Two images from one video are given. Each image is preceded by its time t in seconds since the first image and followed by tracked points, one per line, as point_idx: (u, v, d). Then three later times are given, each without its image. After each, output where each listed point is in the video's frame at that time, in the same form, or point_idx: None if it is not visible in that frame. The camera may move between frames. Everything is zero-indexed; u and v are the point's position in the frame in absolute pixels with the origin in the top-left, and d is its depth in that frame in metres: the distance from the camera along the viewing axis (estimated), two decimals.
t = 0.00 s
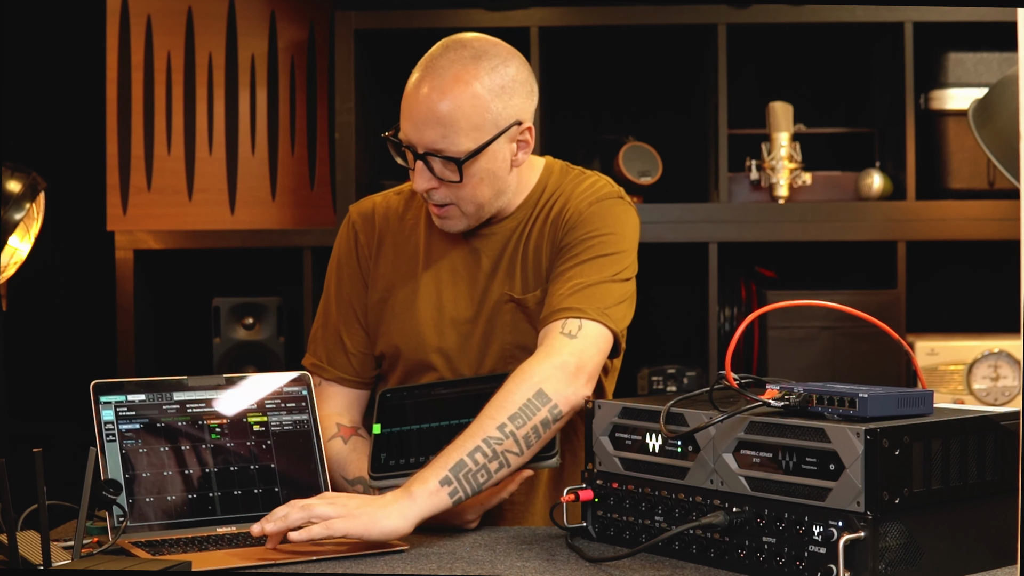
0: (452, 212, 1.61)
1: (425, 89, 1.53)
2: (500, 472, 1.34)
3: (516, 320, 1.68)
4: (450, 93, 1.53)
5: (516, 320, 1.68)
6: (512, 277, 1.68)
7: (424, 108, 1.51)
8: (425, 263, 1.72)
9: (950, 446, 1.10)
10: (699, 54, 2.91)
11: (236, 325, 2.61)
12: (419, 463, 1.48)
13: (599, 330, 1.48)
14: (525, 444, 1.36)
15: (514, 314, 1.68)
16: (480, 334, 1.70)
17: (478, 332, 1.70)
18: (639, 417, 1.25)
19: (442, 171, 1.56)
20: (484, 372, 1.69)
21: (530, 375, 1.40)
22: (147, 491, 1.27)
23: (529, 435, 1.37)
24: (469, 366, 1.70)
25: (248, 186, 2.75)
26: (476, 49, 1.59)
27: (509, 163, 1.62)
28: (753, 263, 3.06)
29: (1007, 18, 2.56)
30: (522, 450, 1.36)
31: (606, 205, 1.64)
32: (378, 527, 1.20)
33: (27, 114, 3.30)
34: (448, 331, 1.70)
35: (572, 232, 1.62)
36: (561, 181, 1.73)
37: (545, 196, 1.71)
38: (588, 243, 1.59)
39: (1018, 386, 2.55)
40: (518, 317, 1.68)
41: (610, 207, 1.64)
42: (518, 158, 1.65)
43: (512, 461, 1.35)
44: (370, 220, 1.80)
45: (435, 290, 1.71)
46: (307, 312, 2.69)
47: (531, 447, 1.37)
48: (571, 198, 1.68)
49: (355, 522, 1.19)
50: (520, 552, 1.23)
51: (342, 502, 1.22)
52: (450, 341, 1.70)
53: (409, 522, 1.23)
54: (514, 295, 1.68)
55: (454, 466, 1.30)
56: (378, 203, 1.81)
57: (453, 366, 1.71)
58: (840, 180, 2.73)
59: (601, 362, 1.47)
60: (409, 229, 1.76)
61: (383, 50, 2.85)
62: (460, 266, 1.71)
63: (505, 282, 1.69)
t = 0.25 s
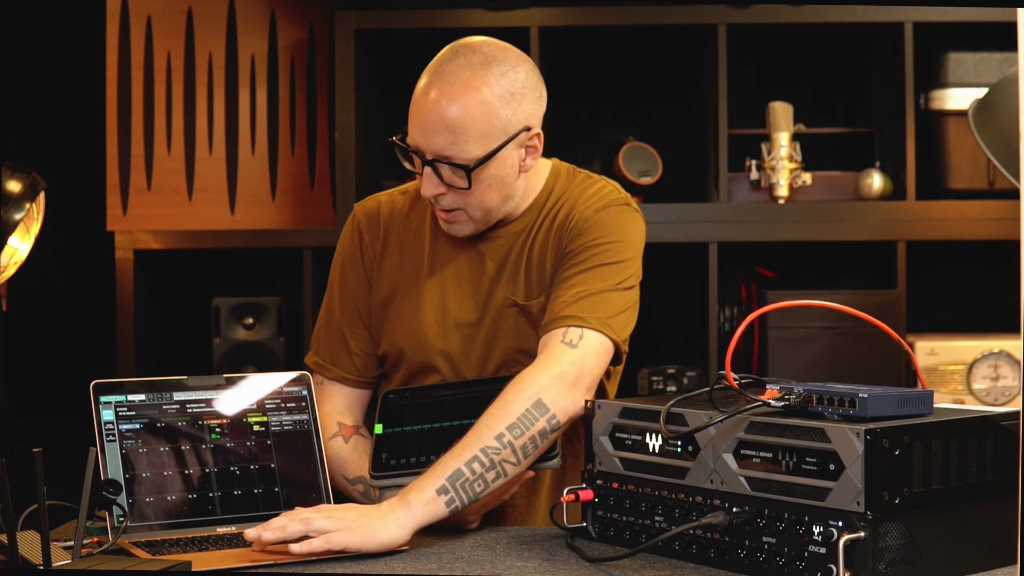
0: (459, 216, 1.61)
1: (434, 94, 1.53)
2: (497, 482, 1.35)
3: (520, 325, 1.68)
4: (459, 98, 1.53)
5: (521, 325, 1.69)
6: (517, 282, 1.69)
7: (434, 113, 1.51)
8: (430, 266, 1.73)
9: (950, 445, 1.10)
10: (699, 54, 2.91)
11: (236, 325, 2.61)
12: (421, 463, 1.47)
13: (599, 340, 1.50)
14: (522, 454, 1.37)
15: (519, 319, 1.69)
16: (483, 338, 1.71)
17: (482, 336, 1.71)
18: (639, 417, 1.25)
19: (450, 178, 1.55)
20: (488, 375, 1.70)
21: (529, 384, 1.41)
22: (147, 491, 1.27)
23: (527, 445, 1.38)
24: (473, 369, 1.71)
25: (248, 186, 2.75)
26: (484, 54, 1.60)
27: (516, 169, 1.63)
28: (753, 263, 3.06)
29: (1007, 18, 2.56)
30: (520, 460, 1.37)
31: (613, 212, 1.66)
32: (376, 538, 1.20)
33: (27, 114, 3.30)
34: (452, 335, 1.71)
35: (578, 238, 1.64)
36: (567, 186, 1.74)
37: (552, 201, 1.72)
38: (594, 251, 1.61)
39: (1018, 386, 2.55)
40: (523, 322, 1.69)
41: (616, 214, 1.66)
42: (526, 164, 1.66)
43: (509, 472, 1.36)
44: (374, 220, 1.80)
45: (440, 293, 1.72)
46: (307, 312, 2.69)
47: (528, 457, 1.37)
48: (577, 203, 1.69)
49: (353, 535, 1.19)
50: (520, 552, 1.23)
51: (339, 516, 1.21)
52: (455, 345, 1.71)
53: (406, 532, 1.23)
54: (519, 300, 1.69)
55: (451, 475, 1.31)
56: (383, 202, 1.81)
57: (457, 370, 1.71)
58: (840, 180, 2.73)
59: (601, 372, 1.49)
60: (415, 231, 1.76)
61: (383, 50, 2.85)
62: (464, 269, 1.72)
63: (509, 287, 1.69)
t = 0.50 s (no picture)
0: (460, 217, 1.61)
1: (434, 95, 1.53)
2: (497, 485, 1.35)
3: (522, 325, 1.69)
4: (459, 98, 1.53)
5: (522, 326, 1.69)
6: (518, 283, 1.69)
7: (434, 114, 1.51)
8: (431, 266, 1.73)
9: (950, 445, 1.10)
10: (699, 54, 2.91)
11: (236, 325, 2.61)
12: (422, 463, 1.47)
13: (601, 342, 1.50)
14: (522, 457, 1.37)
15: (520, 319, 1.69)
16: (484, 338, 1.71)
17: (483, 336, 1.71)
18: (639, 417, 1.25)
19: (451, 179, 1.55)
20: (488, 374, 1.70)
21: (530, 387, 1.41)
22: (147, 490, 1.27)
23: (528, 448, 1.38)
24: (473, 369, 1.71)
25: (248, 186, 2.75)
26: (485, 55, 1.60)
27: (517, 170, 1.63)
28: (753, 262, 3.06)
29: (1007, 18, 2.56)
30: (520, 463, 1.37)
31: (616, 211, 1.66)
32: (376, 537, 1.20)
33: (27, 114, 3.30)
34: (453, 335, 1.71)
35: (579, 239, 1.64)
36: (568, 186, 1.74)
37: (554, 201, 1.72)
38: (595, 252, 1.61)
39: (1018, 386, 2.55)
40: (524, 322, 1.69)
41: (619, 214, 1.66)
42: (527, 165, 1.66)
43: (509, 474, 1.36)
44: (375, 220, 1.80)
45: (440, 293, 1.72)
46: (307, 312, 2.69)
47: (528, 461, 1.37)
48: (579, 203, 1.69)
49: (354, 530, 1.19)
50: (520, 552, 1.23)
51: (342, 509, 1.22)
52: (455, 345, 1.71)
53: (406, 533, 1.22)
54: (520, 300, 1.69)
55: (451, 477, 1.31)
56: (384, 202, 1.81)
57: (458, 370, 1.71)
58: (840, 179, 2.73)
59: (602, 374, 1.49)
60: (416, 230, 1.76)
61: (383, 50, 2.85)
62: (465, 269, 1.72)
63: (510, 287, 1.69)
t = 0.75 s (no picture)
0: (457, 217, 1.61)
1: (432, 94, 1.53)
2: (495, 485, 1.35)
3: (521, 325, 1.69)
4: (457, 98, 1.53)
5: (521, 326, 1.69)
6: (517, 283, 1.69)
7: (431, 114, 1.51)
8: (430, 267, 1.73)
9: (950, 445, 1.10)
10: (699, 54, 2.91)
11: (236, 325, 2.61)
12: (421, 463, 1.48)
13: (599, 343, 1.50)
14: (519, 457, 1.37)
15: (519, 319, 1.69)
16: (483, 338, 1.71)
17: (482, 336, 1.71)
18: (639, 417, 1.25)
19: (448, 178, 1.55)
20: (487, 374, 1.70)
21: (529, 388, 1.41)
22: (147, 490, 1.27)
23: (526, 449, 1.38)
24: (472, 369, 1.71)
25: (248, 186, 2.75)
26: (484, 55, 1.60)
27: (515, 170, 1.63)
28: (753, 262, 3.06)
29: (1007, 18, 2.56)
30: (518, 463, 1.37)
31: (614, 211, 1.66)
32: (373, 541, 1.20)
33: (27, 114, 3.30)
34: (451, 335, 1.71)
35: (578, 240, 1.64)
36: (567, 186, 1.74)
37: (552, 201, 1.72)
38: (594, 252, 1.61)
39: (1018, 386, 2.55)
40: (523, 322, 1.69)
41: (617, 215, 1.66)
42: (525, 165, 1.66)
43: (507, 474, 1.36)
44: (373, 219, 1.80)
45: (439, 293, 1.72)
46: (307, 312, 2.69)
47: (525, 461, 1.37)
48: (578, 203, 1.70)
49: (352, 538, 1.19)
50: (520, 552, 1.23)
51: (337, 519, 1.21)
52: (454, 345, 1.71)
53: (403, 534, 1.22)
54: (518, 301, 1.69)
55: (448, 477, 1.31)
56: (383, 202, 1.81)
57: (456, 370, 1.71)
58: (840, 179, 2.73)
59: (600, 375, 1.49)
60: (415, 230, 1.76)
61: (384, 50, 2.84)
62: (464, 269, 1.72)
63: (509, 287, 1.69)
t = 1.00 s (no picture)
0: (457, 217, 1.61)
1: (432, 95, 1.53)
2: (497, 485, 1.35)
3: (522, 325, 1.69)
4: (457, 99, 1.53)
5: (521, 326, 1.69)
6: (517, 283, 1.69)
7: (431, 114, 1.51)
8: (430, 267, 1.73)
9: (950, 445, 1.10)
10: (699, 54, 2.92)
11: (236, 325, 2.61)
12: (420, 463, 1.48)
13: (600, 343, 1.50)
14: (521, 457, 1.37)
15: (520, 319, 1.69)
16: (483, 338, 1.71)
17: (482, 336, 1.71)
18: (639, 417, 1.25)
19: (448, 178, 1.55)
20: (488, 374, 1.70)
21: (530, 388, 1.41)
22: (147, 490, 1.27)
23: (528, 449, 1.38)
24: (472, 369, 1.71)
25: (248, 186, 2.75)
26: (484, 55, 1.60)
27: (515, 170, 1.63)
28: (753, 262, 3.06)
29: (1007, 18, 2.56)
30: (519, 463, 1.37)
31: (614, 210, 1.66)
32: (377, 539, 1.20)
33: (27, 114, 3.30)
34: (452, 336, 1.71)
35: (579, 240, 1.64)
36: (567, 187, 1.74)
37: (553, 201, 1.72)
38: (593, 252, 1.61)
39: (1017, 386, 2.55)
40: (524, 322, 1.69)
41: (617, 214, 1.66)
42: (525, 165, 1.66)
43: (509, 475, 1.36)
44: (373, 219, 1.80)
45: (440, 293, 1.72)
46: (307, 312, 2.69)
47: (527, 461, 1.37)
48: (578, 203, 1.70)
49: (355, 534, 1.19)
50: (520, 552, 1.23)
51: (341, 514, 1.22)
52: (454, 345, 1.71)
53: (405, 533, 1.23)
54: (519, 301, 1.69)
55: (450, 478, 1.31)
56: (382, 203, 1.81)
57: (457, 370, 1.71)
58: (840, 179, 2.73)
59: (602, 376, 1.49)
60: (415, 231, 1.76)
61: (383, 50, 2.84)
62: (464, 269, 1.72)
63: (509, 288, 1.69)
